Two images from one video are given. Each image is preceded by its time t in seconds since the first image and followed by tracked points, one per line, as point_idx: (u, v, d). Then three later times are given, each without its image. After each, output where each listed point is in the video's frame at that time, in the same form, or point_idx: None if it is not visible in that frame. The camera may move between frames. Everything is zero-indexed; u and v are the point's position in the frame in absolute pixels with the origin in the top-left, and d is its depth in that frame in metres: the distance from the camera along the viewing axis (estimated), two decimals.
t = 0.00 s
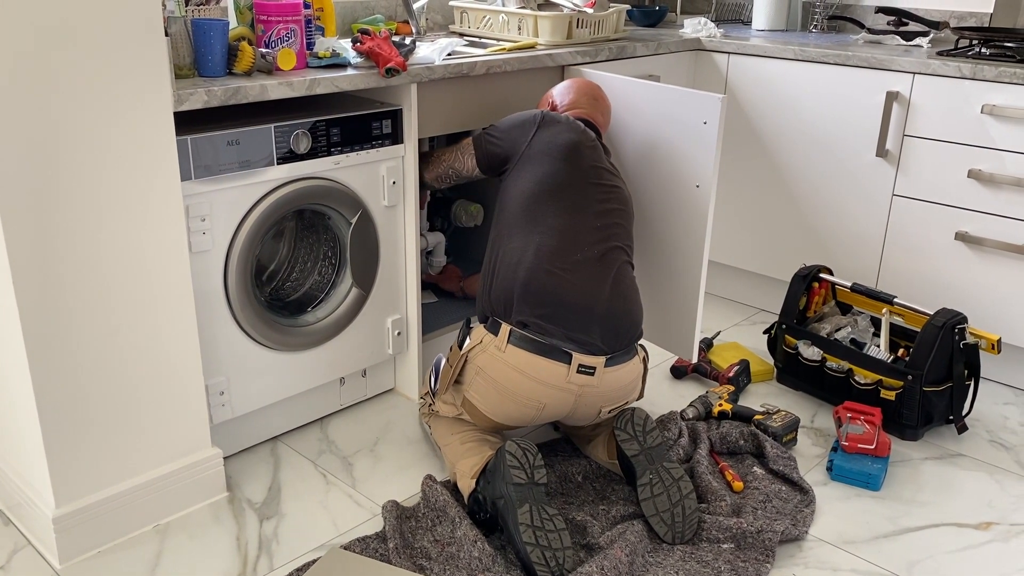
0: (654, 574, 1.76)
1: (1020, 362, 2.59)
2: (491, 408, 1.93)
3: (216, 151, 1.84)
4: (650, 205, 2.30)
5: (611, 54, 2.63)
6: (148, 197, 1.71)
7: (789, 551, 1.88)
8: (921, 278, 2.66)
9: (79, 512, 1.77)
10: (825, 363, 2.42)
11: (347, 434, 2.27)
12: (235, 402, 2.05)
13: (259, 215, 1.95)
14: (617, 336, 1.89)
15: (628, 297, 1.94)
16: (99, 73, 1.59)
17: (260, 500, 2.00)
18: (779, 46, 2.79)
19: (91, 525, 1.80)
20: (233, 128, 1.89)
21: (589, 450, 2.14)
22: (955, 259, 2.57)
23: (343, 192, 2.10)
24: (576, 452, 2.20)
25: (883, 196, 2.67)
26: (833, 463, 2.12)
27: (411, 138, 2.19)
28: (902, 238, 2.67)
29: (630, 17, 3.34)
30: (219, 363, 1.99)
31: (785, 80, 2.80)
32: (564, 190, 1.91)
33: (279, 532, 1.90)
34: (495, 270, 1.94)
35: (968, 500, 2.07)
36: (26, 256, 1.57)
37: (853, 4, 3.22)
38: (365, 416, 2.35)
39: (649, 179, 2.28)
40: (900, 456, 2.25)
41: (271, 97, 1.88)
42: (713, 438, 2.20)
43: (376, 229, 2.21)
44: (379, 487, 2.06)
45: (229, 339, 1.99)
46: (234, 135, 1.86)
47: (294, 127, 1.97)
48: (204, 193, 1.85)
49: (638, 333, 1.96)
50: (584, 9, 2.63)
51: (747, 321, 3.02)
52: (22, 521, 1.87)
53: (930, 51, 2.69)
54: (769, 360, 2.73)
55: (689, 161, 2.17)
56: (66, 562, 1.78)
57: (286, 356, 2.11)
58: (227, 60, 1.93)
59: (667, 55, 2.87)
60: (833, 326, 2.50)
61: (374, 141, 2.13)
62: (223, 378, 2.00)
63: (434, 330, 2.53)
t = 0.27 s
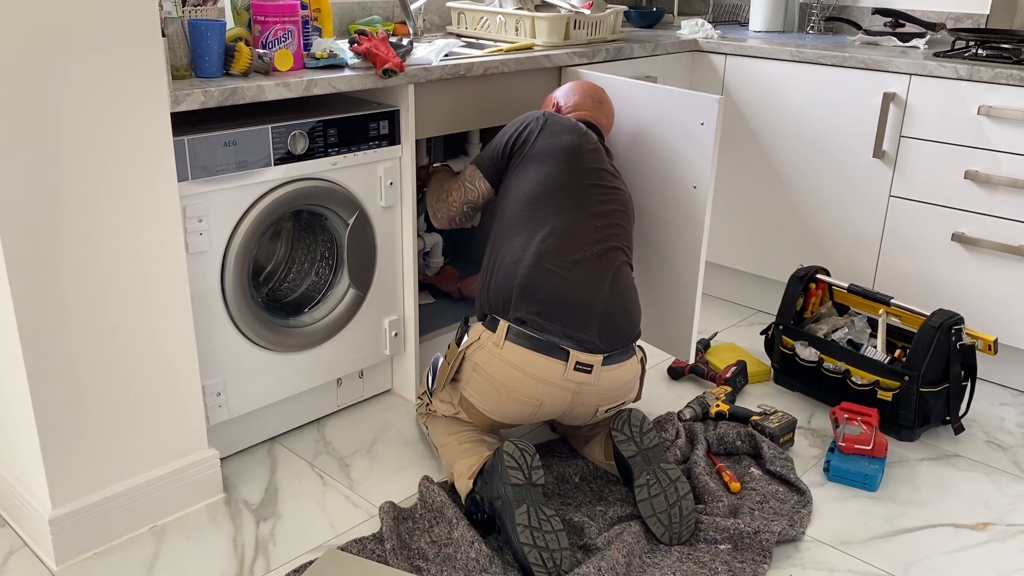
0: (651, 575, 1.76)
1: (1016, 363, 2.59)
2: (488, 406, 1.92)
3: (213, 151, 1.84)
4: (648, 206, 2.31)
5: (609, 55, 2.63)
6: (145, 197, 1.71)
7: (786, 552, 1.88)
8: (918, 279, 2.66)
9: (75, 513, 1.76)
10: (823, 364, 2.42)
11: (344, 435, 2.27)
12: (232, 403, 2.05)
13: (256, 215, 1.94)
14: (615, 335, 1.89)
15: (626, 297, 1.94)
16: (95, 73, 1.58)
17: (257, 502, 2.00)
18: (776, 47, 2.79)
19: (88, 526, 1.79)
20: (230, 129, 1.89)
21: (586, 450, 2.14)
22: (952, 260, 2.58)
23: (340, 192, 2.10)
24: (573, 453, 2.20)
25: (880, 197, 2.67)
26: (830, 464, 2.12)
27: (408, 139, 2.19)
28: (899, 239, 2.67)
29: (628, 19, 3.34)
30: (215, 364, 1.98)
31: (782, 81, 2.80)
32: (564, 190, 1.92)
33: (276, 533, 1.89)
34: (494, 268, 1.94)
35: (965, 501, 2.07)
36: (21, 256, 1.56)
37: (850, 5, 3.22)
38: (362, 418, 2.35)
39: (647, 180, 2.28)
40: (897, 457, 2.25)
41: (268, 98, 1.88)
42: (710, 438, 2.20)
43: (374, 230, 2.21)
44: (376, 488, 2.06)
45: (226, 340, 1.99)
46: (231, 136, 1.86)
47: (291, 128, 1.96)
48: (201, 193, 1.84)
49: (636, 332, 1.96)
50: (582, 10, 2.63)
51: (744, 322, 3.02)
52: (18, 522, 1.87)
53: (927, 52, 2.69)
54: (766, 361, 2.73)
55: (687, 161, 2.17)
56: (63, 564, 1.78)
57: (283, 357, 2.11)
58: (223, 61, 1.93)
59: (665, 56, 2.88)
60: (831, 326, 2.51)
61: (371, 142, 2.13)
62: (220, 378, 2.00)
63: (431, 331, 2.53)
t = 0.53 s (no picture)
0: None
1: (1014, 364, 2.60)
2: (488, 408, 1.92)
3: (211, 153, 1.83)
4: (645, 207, 2.31)
5: (607, 56, 2.63)
6: (142, 199, 1.71)
7: (784, 553, 1.88)
8: (916, 280, 2.66)
9: (73, 515, 1.76)
10: (821, 365, 2.43)
11: (342, 436, 2.27)
12: (230, 405, 2.04)
13: (255, 217, 1.94)
14: (617, 339, 1.88)
15: (628, 300, 1.94)
16: (93, 74, 1.58)
17: (255, 503, 2.00)
18: (774, 48, 2.79)
19: (85, 527, 1.79)
20: (228, 130, 1.89)
21: (585, 452, 2.14)
22: (950, 261, 2.58)
23: (338, 194, 2.10)
24: (571, 455, 2.20)
25: (878, 198, 2.68)
26: (828, 465, 2.13)
27: (407, 140, 2.18)
28: (897, 240, 2.67)
29: (625, 20, 3.34)
30: (213, 365, 1.98)
31: (780, 82, 2.80)
32: (567, 193, 1.92)
33: (274, 534, 1.89)
34: (496, 270, 1.94)
35: (963, 502, 2.07)
36: (19, 257, 1.56)
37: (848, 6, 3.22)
38: (360, 419, 2.35)
39: (645, 181, 2.28)
40: (895, 458, 2.25)
41: (266, 99, 1.88)
42: (709, 440, 2.20)
43: (372, 231, 2.21)
44: (374, 489, 2.05)
45: (224, 341, 1.99)
46: (229, 137, 1.86)
47: (288, 129, 1.96)
48: (198, 195, 1.84)
49: (637, 336, 1.95)
50: (580, 11, 2.63)
51: (742, 323, 3.02)
52: (16, 523, 1.87)
53: (924, 54, 2.69)
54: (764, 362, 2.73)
55: (685, 163, 2.18)
56: (60, 565, 1.78)
57: (281, 358, 2.11)
58: (221, 62, 1.93)
59: (663, 57, 2.88)
60: (828, 327, 2.51)
61: (369, 143, 2.13)
62: (218, 380, 2.00)
63: (429, 332, 2.53)
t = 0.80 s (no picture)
0: None
1: (1012, 365, 2.60)
2: (486, 410, 1.92)
3: (210, 154, 1.83)
4: (644, 209, 2.31)
5: (606, 57, 2.63)
6: (141, 200, 1.70)
7: (784, 554, 1.88)
8: (915, 281, 2.66)
9: (72, 516, 1.76)
10: (819, 366, 2.43)
11: (341, 438, 2.26)
12: (229, 406, 2.04)
13: (253, 218, 1.94)
14: (615, 338, 1.88)
15: (626, 300, 1.93)
16: (92, 75, 1.58)
17: (254, 504, 1.99)
18: (773, 49, 2.79)
19: (84, 529, 1.79)
20: (227, 132, 1.89)
21: (584, 453, 2.14)
22: (948, 262, 2.58)
23: (337, 195, 2.10)
24: (570, 456, 2.20)
25: (876, 199, 2.68)
26: (827, 466, 2.12)
27: (406, 142, 2.18)
28: (895, 241, 2.67)
29: (624, 21, 3.34)
30: (212, 366, 1.98)
31: (779, 84, 2.80)
32: (561, 193, 1.92)
33: (273, 536, 1.89)
34: (491, 271, 1.94)
35: (962, 503, 2.07)
36: (18, 258, 1.56)
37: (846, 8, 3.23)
38: (359, 420, 2.35)
39: (644, 183, 2.28)
40: (894, 459, 2.25)
41: (265, 100, 1.88)
42: (708, 441, 2.20)
43: (370, 232, 2.21)
44: (373, 490, 2.05)
45: (223, 343, 1.99)
46: (227, 138, 1.86)
47: (287, 130, 1.96)
48: (197, 196, 1.84)
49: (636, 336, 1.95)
50: (579, 13, 2.63)
51: (741, 325, 3.02)
52: (14, 524, 1.86)
53: (922, 55, 2.69)
54: (763, 363, 2.73)
55: (684, 164, 2.18)
56: (59, 567, 1.77)
57: (280, 360, 2.11)
58: (220, 63, 1.93)
59: (662, 59, 2.88)
60: (827, 329, 2.50)
61: (368, 145, 2.13)
62: (217, 381, 2.00)
63: (428, 333, 2.53)
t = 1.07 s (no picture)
0: None
1: (1012, 366, 2.60)
2: (484, 410, 1.92)
3: (209, 156, 1.83)
4: (645, 211, 2.31)
5: (606, 60, 2.64)
6: (141, 201, 1.70)
7: (783, 556, 1.88)
8: (914, 283, 2.66)
9: (70, 519, 1.76)
10: (819, 368, 2.43)
11: (341, 440, 2.26)
12: (228, 408, 2.04)
13: (252, 220, 1.94)
14: (608, 330, 1.89)
15: (618, 292, 1.94)
16: (91, 77, 1.58)
17: (253, 506, 1.99)
18: (772, 51, 2.80)
19: (83, 531, 1.79)
20: (227, 134, 1.89)
21: (584, 455, 2.14)
22: (948, 264, 2.58)
23: (337, 197, 2.10)
24: (570, 458, 2.20)
25: (875, 201, 2.68)
26: (827, 468, 2.12)
27: (405, 144, 2.19)
28: (895, 243, 2.68)
29: (624, 23, 3.34)
30: (211, 369, 1.98)
31: (778, 85, 2.80)
32: (547, 189, 1.93)
33: (272, 538, 1.89)
34: (481, 270, 1.95)
35: (962, 505, 2.07)
36: (18, 261, 1.56)
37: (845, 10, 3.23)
38: (359, 422, 2.35)
39: (644, 185, 2.28)
40: (894, 461, 2.25)
41: (265, 102, 1.88)
42: (708, 443, 2.20)
43: (370, 234, 2.21)
44: (372, 493, 2.05)
45: (223, 345, 1.99)
46: (227, 140, 1.86)
47: (287, 132, 1.96)
48: (197, 199, 1.84)
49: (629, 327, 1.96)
50: (578, 15, 2.63)
51: (741, 327, 3.02)
52: (13, 527, 1.86)
53: (922, 57, 2.70)
54: (762, 365, 2.73)
55: (684, 167, 2.18)
56: (57, 570, 1.77)
57: (279, 362, 2.11)
58: (219, 65, 1.93)
59: (662, 61, 2.88)
60: (827, 331, 2.50)
61: (367, 147, 2.13)
62: (216, 384, 2.00)
63: (428, 336, 2.53)
